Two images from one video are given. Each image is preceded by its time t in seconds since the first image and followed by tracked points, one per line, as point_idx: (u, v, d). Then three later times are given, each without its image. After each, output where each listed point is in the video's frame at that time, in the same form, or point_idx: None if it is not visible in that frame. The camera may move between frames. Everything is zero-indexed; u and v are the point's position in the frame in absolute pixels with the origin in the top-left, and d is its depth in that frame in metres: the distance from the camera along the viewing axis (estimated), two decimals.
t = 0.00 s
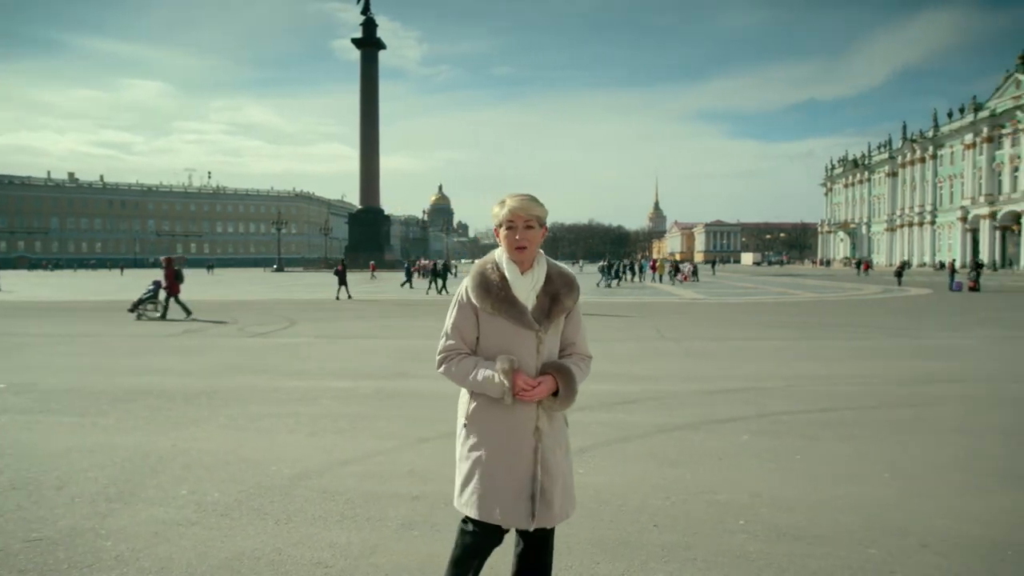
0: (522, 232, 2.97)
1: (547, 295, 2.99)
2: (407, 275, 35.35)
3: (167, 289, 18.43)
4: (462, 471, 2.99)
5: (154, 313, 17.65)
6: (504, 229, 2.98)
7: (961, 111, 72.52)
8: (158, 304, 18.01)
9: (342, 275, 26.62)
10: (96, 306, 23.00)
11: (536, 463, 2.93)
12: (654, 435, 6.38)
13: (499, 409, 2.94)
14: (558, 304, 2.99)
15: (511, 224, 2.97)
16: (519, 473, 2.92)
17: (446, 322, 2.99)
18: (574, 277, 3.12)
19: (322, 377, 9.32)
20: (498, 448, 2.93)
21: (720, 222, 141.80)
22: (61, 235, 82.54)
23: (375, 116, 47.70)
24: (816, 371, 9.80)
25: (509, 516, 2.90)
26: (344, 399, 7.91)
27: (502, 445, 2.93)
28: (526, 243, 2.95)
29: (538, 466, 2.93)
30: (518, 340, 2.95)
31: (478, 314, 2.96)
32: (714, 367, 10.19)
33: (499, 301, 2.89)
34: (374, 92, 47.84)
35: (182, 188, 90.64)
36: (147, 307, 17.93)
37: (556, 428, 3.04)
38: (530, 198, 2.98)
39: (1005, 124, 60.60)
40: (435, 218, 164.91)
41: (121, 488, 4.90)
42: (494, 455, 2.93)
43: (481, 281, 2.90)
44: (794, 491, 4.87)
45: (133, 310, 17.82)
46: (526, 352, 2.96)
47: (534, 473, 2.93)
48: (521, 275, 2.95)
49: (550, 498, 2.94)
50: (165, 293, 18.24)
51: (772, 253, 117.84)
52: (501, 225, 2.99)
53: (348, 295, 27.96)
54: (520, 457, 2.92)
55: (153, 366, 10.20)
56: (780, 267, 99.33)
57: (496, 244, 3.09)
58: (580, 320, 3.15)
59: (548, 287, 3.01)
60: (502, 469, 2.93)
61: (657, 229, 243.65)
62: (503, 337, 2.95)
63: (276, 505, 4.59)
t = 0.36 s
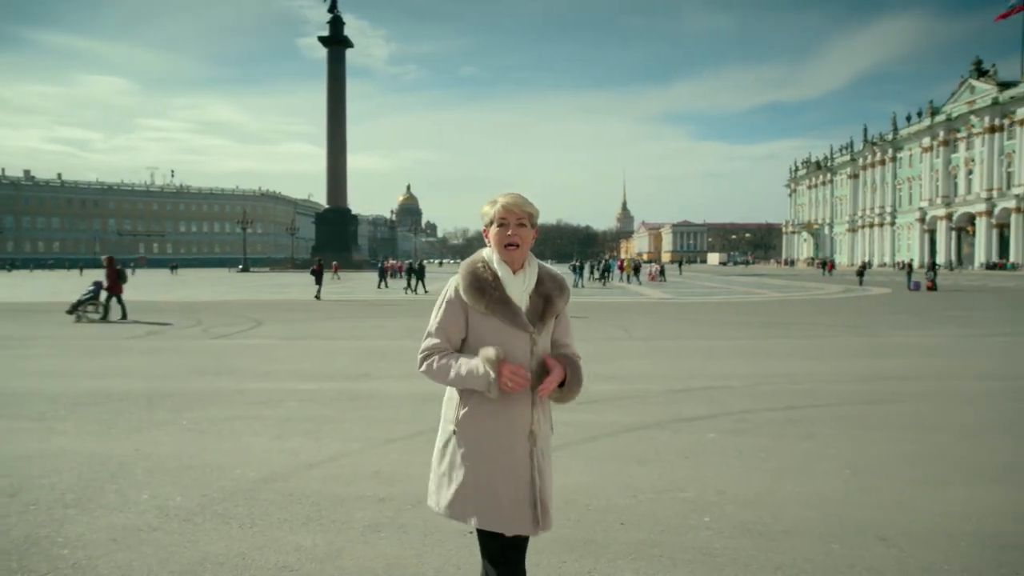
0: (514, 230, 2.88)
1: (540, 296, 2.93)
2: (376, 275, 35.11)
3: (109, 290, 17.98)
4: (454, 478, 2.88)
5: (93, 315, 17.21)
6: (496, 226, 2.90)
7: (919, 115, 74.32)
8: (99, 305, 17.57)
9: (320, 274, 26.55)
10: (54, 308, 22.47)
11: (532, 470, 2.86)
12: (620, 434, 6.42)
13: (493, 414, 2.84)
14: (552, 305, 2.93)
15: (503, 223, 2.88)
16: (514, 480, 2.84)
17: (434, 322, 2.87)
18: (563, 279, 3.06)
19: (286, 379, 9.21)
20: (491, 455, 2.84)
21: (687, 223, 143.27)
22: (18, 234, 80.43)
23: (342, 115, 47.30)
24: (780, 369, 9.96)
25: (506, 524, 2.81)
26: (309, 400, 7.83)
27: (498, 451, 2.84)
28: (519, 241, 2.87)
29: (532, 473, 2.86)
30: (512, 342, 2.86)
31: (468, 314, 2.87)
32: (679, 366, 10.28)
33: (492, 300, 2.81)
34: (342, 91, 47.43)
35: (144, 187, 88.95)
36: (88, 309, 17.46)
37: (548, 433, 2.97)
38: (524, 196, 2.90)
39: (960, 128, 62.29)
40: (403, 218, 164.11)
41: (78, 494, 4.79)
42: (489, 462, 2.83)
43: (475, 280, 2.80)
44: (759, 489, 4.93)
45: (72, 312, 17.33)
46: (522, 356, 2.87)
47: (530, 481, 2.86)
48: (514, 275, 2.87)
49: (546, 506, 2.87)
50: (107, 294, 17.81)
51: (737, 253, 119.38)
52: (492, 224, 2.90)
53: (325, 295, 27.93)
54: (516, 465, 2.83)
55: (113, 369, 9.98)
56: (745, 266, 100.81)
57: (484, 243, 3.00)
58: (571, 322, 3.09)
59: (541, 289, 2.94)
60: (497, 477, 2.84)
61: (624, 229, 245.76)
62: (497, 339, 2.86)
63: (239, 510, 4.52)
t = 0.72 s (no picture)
0: (485, 232, 2.80)
1: (524, 297, 2.86)
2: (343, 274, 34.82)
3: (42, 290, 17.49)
4: (455, 504, 2.75)
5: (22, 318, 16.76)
6: (465, 232, 2.80)
7: (876, 118, 76.07)
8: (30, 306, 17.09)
9: (293, 275, 26.33)
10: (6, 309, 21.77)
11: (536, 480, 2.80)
12: (583, 433, 6.45)
13: (493, 426, 2.74)
14: (537, 305, 2.87)
15: (471, 225, 2.79)
16: (522, 494, 2.76)
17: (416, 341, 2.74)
18: (541, 278, 3.01)
19: (247, 380, 9.07)
20: (496, 471, 2.74)
21: (651, 223, 144.42)
22: None
23: (306, 112, 46.75)
24: (741, 367, 10.11)
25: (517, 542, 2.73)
26: (271, 402, 7.73)
27: (501, 468, 2.74)
28: (493, 243, 2.80)
29: (538, 482, 2.80)
30: (502, 350, 2.77)
31: (452, 327, 2.76)
32: (643, 365, 10.37)
33: (477, 308, 2.72)
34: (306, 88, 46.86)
35: (101, 185, 86.81)
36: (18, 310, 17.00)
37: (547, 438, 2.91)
38: (489, 195, 2.81)
39: (915, 132, 63.94)
40: (368, 218, 162.58)
41: (31, 501, 4.65)
42: (494, 479, 2.73)
43: (456, 290, 2.70)
44: (720, 485, 4.99)
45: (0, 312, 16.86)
46: (516, 362, 2.79)
47: (536, 493, 2.80)
48: (494, 280, 2.79)
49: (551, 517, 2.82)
50: (39, 295, 17.34)
51: (700, 254, 120.73)
52: (461, 229, 2.81)
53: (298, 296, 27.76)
54: (523, 477, 2.76)
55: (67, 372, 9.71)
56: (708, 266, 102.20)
57: (453, 248, 2.90)
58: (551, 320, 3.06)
59: (523, 289, 2.88)
60: (505, 495, 2.74)
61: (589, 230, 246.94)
62: (488, 350, 2.76)
63: (200, 514, 4.44)
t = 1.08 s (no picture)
0: (469, 227, 2.70)
1: (512, 296, 2.75)
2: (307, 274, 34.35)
3: None
4: (443, 518, 2.59)
5: None
6: (449, 227, 2.70)
7: (835, 120, 77.51)
8: None
9: (262, 275, 25.84)
10: None
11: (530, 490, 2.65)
12: (548, 432, 6.48)
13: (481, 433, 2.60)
14: (526, 305, 2.77)
15: (456, 221, 2.69)
16: (513, 506, 2.61)
17: (400, 344, 2.62)
18: (531, 276, 2.90)
19: (208, 382, 8.92)
20: (487, 483, 2.59)
21: (616, 222, 145.32)
22: None
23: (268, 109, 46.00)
24: (705, 365, 10.23)
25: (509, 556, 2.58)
26: (234, 404, 7.61)
27: (490, 478, 2.59)
28: (477, 239, 2.69)
29: (530, 493, 2.64)
30: (492, 353, 2.65)
31: (436, 330, 2.64)
32: (608, 364, 10.44)
33: (462, 310, 2.59)
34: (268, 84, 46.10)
35: (56, 183, 84.26)
36: None
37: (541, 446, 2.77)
38: (472, 187, 2.71)
39: (872, 134, 65.30)
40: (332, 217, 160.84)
41: None
42: (482, 491, 2.59)
43: (440, 290, 2.59)
44: (683, 482, 5.05)
45: None
46: (506, 365, 2.66)
47: (530, 505, 2.64)
48: (481, 278, 2.66)
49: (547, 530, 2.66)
50: None
51: (665, 253, 121.74)
52: (444, 225, 2.70)
53: (270, 296, 27.34)
54: (515, 487, 2.61)
55: (19, 375, 9.43)
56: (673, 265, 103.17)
57: (437, 246, 2.79)
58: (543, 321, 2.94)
59: (510, 288, 2.77)
60: (497, 507, 2.60)
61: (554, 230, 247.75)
62: (475, 352, 2.64)
63: (160, 518, 4.37)
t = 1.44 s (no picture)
0: (468, 224, 2.61)
1: (508, 299, 2.67)
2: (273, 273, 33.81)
3: None
4: (427, 527, 2.49)
5: None
6: (447, 227, 2.61)
7: (797, 120, 78.80)
8: None
9: (235, 272, 25.51)
10: None
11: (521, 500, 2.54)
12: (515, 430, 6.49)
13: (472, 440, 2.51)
14: (522, 307, 2.68)
15: (453, 218, 2.60)
16: (502, 516, 2.50)
17: (389, 344, 2.54)
18: (528, 277, 2.82)
19: (167, 383, 8.74)
20: (475, 491, 2.49)
21: (583, 221, 145.79)
22: None
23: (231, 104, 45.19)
24: (671, 362, 10.34)
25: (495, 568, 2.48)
26: (196, 404, 7.50)
27: (479, 488, 2.49)
28: (476, 238, 2.60)
29: (521, 505, 2.53)
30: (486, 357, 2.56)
31: (430, 330, 2.55)
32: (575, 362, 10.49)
33: (458, 311, 2.50)
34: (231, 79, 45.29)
35: (10, 178, 81.44)
36: None
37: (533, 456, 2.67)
38: (471, 184, 2.62)
39: (833, 134, 66.53)
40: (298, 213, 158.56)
41: None
42: (471, 499, 2.48)
43: (434, 289, 2.49)
44: (647, 479, 5.10)
45: None
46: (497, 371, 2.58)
47: (519, 517, 2.53)
48: (477, 277, 2.58)
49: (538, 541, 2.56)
50: None
51: (631, 251, 122.50)
52: (442, 221, 2.62)
53: (240, 294, 26.95)
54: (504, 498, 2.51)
55: None
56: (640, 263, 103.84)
57: (434, 242, 2.70)
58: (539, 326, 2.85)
59: (506, 290, 2.69)
60: (482, 519, 2.49)
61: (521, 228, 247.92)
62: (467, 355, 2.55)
63: (117, 522, 4.29)
